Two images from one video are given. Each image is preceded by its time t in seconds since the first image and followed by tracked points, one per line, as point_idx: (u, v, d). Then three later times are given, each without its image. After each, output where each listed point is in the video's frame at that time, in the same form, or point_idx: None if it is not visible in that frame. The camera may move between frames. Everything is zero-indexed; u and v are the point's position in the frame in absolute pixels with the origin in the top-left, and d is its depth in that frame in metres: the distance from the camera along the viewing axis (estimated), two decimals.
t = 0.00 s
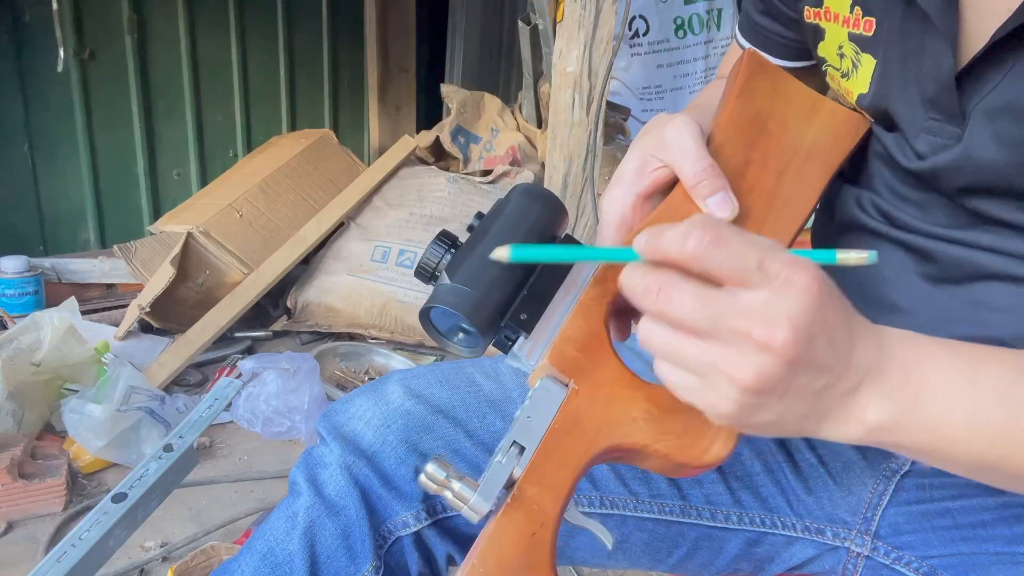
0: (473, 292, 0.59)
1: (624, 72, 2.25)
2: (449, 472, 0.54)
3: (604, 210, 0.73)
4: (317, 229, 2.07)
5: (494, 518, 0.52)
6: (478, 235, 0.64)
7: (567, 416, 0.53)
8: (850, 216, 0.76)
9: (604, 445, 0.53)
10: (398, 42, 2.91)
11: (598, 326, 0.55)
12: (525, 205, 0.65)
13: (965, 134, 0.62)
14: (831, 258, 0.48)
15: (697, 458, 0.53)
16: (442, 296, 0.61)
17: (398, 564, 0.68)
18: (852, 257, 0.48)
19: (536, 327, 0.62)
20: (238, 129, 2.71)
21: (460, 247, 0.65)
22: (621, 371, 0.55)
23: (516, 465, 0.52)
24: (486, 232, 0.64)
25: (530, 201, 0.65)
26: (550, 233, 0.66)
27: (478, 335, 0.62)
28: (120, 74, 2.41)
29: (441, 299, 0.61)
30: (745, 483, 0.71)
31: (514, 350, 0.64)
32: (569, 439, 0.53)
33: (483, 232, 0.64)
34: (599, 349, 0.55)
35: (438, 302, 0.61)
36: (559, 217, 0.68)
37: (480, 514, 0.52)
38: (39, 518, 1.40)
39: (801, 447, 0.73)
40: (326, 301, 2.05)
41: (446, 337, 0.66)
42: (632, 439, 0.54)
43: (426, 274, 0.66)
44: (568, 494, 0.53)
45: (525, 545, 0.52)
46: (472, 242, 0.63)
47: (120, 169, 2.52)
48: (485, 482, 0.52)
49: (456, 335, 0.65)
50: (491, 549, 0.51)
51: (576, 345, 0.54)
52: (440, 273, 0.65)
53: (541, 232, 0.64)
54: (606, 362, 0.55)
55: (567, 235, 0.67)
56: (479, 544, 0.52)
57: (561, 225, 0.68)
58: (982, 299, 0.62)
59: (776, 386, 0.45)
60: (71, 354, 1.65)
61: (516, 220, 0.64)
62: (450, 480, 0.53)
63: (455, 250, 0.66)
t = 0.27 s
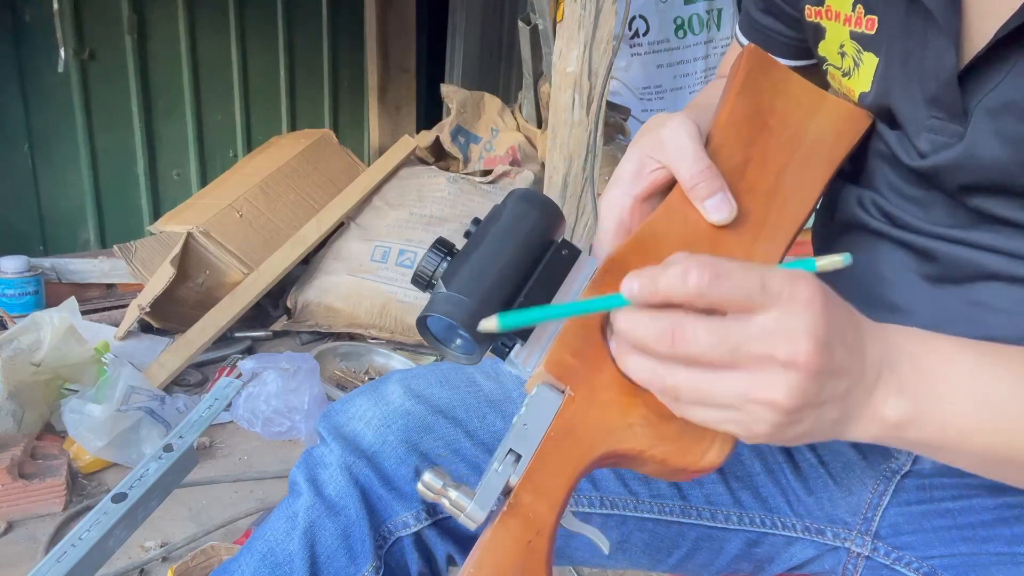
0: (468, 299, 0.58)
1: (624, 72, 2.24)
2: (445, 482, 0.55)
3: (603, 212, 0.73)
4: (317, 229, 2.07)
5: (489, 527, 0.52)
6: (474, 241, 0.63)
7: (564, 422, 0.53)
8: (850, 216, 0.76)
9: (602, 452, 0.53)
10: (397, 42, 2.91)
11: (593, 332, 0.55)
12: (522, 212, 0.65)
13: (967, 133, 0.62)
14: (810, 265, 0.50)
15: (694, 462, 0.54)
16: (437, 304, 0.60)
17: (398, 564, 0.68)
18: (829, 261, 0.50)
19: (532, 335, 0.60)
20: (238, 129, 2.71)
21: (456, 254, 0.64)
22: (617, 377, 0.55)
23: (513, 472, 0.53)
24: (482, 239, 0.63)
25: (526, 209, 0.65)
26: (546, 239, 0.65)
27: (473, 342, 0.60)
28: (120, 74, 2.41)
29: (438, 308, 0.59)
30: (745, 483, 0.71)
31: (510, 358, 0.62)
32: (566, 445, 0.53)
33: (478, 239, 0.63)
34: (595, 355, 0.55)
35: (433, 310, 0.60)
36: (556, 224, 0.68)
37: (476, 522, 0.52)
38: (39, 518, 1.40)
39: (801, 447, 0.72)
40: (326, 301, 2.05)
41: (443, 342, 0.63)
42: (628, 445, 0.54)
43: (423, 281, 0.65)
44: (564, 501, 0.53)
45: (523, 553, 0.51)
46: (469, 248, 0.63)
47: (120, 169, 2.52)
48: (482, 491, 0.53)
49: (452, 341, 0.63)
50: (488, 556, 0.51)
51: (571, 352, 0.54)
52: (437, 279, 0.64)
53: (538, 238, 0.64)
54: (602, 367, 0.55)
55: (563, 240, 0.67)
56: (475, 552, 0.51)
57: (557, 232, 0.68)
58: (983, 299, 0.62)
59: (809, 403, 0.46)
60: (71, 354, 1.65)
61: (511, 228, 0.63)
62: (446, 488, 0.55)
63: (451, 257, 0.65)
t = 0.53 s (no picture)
0: (462, 313, 0.58)
1: (624, 72, 2.25)
2: (435, 495, 0.55)
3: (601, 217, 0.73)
4: (317, 230, 2.07)
5: (475, 540, 0.51)
6: (470, 253, 0.63)
7: (553, 437, 0.53)
8: (852, 216, 0.76)
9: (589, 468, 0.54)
10: (397, 42, 2.91)
11: (583, 347, 0.56)
12: (518, 221, 0.64)
13: (972, 132, 0.62)
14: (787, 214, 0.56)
15: (679, 478, 0.54)
16: (432, 317, 0.59)
17: (398, 564, 0.68)
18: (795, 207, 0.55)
19: (524, 347, 0.61)
20: (238, 129, 2.71)
21: (452, 265, 0.64)
22: (606, 392, 0.55)
23: (501, 487, 0.52)
24: (477, 250, 0.63)
25: (523, 218, 0.65)
26: (543, 249, 0.65)
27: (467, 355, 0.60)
28: (120, 74, 2.41)
29: (432, 322, 0.59)
30: (745, 483, 0.71)
31: (502, 368, 0.62)
32: (555, 460, 0.53)
33: (474, 250, 0.63)
34: (584, 369, 0.55)
35: (428, 324, 0.59)
36: (551, 232, 0.67)
37: (465, 535, 0.52)
38: (39, 518, 1.40)
39: (801, 447, 0.72)
40: (326, 301, 2.05)
41: (437, 351, 0.61)
42: (616, 460, 0.54)
43: (419, 291, 0.65)
44: (550, 515, 0.53)
45: (506, 568, 0.51)
46: (464, 259, 0.62)
47: (120, 169, 2.52)
48: (470, 504, 0.52)
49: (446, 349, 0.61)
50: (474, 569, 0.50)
51: (563, 367, 0.55)
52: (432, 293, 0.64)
53: (535, 247, 0.64)
54: (593, 382, 0.55)
55: (559, 250, 0.67)
56: (461, 566, 0.51)
57: (553, 241, 0.67)
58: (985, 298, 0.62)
59: (806, 317, 0.46)
60: (71, 354, 1.65)
61: (508, 238, 0.63)
62: (436, 502, 0.55)
63: (447, 269, 0.65)
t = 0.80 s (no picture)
0: (461, 310, 0.59)
1: (624, 72, 2.24)
2: (433, 488, 0.54)
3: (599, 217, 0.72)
4: (317, 230, 2.07)
5: (474, 533, 0.51)
6: (469, 250, 0.64)
7: (551, 431, 0.54)
8: (853, 216, 0.76)
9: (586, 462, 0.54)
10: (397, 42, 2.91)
11: (582, 342, 0.57)
12: (517, 219, 0.65)
13: (974, 130, 0.62)
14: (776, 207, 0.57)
15: (676, 474, 0.54)
16: (431, 314, 0.60)
17: (398, 564, 0.68)
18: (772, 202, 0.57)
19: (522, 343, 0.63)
20: (238, 129, 2.71)
21: (451, 263, 0.65)
22: (603, 388, 0.56)
23: (499, 480, 0.52)
24: (476, 247, 0.64)
25: (523, 215, 0.65)
26: (542, 246, 0.65)
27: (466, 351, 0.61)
28: (120, 74, 2.41)
29: (432, 317, 0.60)
30: (745, 483, 0.71)
31: (501, 365, 0.63)
32: (552, 454, 0.53)
33: (473, 248, 0.64)
34: (582, 365, 0.56)
35: (427, 321, 0.60)
36: (551, 230, 0.67)
37: (463, 527, 0.51)
38: (39, 518, 1.40)
39: (802, 447, 0.72)
40: (326, 301, 2.05)
41: (437, 347, 0.62)
42: (614, 455, 0.54)
43: (418, 288, 0.66)
44: (548, 509, 0.52)
45: (503, 561, 0.50)
46: (464, 256, 0.63)
47: (120, 169, 2.52)
48: (468, 497, 0.52)
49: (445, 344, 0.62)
50: (471, 563, 0.50)
51: (560, 361, 0.56)
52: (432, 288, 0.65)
53: (534, 244, 0.64)
54: (589, 378, 0.56)
55: (557, 248, 0.67)
56: (459, 557, 0.50)
57: (553, 238, 0.67)
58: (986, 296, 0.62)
59: (779, 319, 0.48)
60: (71, 354, 1.65)
61: (507, 236, 0.63)
62: (434, 494, 0.53)
63: (446, 266, 0.66)
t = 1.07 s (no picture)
0: (460, 310, 0.58)
1: (624, 72, 2.22)
2: (431, 487, 0.55)
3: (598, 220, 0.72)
4: (316, 230, 2.07)
5: (471, 532, 0.52)
6: (467, 250, 0.62)
7: (549, 431, 0.54)
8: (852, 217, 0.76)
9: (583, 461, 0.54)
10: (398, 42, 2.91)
11: (581, 341, 0.56)
12: (515, 219, 0.63)
13: (974, 130, 0.62)
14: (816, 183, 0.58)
15: (674, 473, 0.54)
16: (430, 313, 0.59)
17: (398, 564, 0.68)
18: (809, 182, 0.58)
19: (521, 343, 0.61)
20: (238, 129, 2.71)
21: (449, 263, 0.64)
22: (602, 388, 0.56)
23: (497, 480, 0.53)
24: (474, 247, 0.62)
25: (521, 215, 0.64)
26: (538, 246, 0.64)
27: (464, 351, 0.60)
28: (120, 74, 2.41)
29: (431, 319, 0.59)
30: (745, 483, 0.71)
31: (499, 365, 0.62)
32: (550, 454, 0.54)
33: (471, 248, 0.62)
34: (581, 365, 0.56)
35: (426, 320, 0.59)
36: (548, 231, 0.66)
37: (461, 527, 0.53)
38: (39, 518, 1.40)
39: (802, 447, 0.72)
40: (326, 301, 2.05)
41: (436, 347, 0.61)
42: (612, 455, 0.54)
43: (416, 288, 0.65)
44: (545, 508, 0.53)
45: (501, 560, 0.51)
46: (461, 256, 0.62)
47: (120, 169, 2.52)
48: (465, 497, 0.53)
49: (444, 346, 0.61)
50: (467, 561, 0.51)
51: (558, 361, 0.55)
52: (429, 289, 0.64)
53: (532, 245, 0.63)
54: (588, 377, 0.56)
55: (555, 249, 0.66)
56: (457, 556, 0.51)
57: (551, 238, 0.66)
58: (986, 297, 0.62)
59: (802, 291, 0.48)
60: (71, 354, 1.65)
61: (505, 236, 0.62)
62: (433, 493, 0.55)
63: (444, 266, 0.65)
